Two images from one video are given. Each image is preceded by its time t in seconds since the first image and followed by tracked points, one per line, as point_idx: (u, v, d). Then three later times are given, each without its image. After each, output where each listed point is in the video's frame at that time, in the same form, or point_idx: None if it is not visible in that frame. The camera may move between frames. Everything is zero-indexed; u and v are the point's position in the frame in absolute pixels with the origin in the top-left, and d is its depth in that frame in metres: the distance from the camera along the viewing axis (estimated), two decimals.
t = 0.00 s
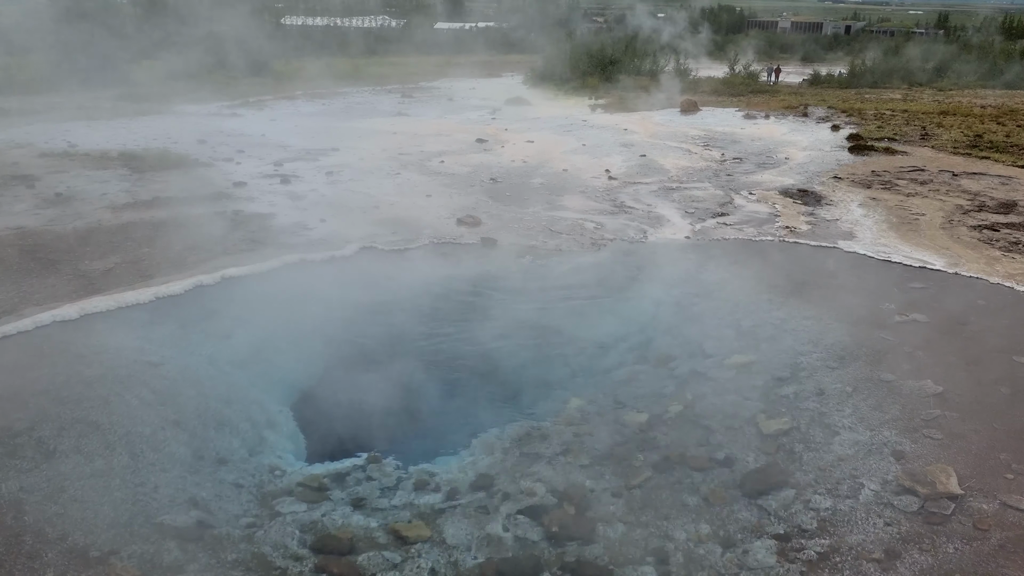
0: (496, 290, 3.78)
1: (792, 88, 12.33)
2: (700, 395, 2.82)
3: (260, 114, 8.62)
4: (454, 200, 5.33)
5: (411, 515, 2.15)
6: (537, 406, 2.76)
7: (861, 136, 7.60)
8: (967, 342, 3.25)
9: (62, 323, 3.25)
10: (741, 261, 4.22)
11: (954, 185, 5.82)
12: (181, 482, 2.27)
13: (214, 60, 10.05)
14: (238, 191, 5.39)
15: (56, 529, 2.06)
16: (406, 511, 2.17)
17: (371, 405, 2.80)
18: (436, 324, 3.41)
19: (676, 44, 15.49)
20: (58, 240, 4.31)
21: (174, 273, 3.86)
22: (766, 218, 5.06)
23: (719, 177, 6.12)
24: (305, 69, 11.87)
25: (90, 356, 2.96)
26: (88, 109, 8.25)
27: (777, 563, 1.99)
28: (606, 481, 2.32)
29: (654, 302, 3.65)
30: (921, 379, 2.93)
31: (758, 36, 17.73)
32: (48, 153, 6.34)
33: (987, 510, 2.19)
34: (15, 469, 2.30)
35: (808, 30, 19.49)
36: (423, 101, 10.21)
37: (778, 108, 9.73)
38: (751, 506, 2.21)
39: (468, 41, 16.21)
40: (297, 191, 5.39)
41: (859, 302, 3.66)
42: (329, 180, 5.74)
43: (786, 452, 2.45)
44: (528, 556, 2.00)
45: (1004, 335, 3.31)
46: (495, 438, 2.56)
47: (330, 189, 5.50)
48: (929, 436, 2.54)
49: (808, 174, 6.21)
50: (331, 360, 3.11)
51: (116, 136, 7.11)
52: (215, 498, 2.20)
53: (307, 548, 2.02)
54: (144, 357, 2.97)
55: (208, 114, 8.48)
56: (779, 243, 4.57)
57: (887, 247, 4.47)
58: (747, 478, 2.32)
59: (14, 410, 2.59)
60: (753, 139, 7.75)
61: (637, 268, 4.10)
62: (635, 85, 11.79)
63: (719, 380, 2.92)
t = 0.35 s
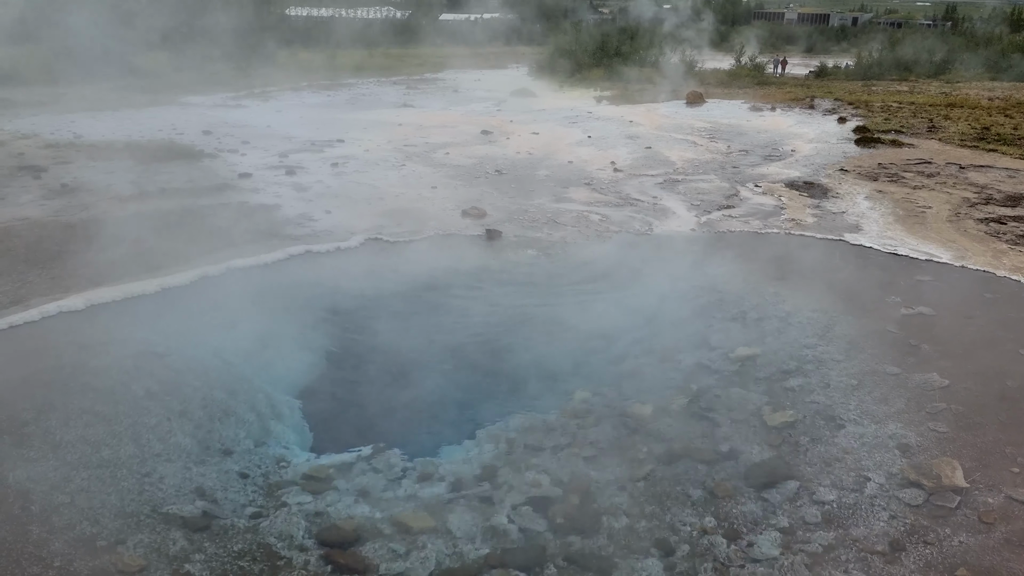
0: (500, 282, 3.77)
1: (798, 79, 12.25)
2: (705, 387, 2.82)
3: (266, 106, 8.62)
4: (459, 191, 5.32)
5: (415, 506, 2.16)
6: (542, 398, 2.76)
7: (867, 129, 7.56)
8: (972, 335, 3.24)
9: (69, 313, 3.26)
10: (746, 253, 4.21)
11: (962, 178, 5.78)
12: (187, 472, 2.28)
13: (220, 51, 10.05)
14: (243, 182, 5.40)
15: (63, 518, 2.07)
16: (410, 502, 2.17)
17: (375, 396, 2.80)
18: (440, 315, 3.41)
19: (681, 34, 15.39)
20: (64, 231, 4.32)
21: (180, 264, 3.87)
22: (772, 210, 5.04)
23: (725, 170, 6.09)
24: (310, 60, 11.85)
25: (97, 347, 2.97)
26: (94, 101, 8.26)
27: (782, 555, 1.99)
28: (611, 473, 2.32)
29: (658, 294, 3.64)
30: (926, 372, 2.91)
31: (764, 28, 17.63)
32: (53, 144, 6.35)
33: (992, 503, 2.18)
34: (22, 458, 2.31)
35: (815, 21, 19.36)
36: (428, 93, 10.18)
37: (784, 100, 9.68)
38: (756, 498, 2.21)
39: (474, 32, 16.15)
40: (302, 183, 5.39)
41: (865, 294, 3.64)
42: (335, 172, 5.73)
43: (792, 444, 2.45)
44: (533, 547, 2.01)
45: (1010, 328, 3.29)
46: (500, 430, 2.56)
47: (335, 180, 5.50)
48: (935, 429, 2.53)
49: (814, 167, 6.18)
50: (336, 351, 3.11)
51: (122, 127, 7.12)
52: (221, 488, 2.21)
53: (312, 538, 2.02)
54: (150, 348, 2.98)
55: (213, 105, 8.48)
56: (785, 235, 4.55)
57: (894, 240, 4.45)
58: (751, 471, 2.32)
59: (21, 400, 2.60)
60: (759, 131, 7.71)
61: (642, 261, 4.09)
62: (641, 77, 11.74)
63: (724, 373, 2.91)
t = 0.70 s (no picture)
0: (504, 269, 3.77)
1: (804, 68, 12.18)
2: (707, 375, 2.82)
3: (268, 91, 8.59)
4: (462, 178, 5.31)
5: (417, 491, 2.17)
6: (544, 386, 2.76)
7: (873, 117, 7.51)
8: (976, 325, 3.23)
9: (71, 298, 3.27)
10: (750, 242, 4.19)
11: (967, 167, 5.75)
12: (190, 456, 2.29)
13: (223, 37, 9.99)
14: (246, 168, 5.38)
15: (66, 502, 2.08)
16: (412, 487, 2.18)
17: (377, 382, 2.81)
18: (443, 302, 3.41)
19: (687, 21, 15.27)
20: (67, 216, 4.32)
21: (182, 249, 3.86)
22: (776, 198, 5.02)
23: (729, 158, 6.07)
24: (313, 46, 11.78)
25: (99, 331, 2.98)
26: (96, 85, 8.23)
27: (782, 543, 1.99)
28: (612, 460, 2.32)
29: (661, 282, 3.63)
30: (929, 362, 2.91)
31: (770, 15, 17.49)
32: (56, 129, 6.34)
33: (993, 493, 2.18)
34: (25, 442, 2.32)
35: (821, 9, 19.21)
36: (432, 79, 10.14)
37: (789, 89, 9.62)
38: (757, 486, 2.21)
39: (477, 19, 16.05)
40: (305, 169, 5.38)
41: (868, 284, 3.63)
42: (337, 158, 5.72)
43: (793, 433, 2.45)
44: (534, 534, 2.01)
45: (1014, 318, 3.28)
46: (501, 416, 2.56)
47: (338, 166, 5.49)
48: (937, 419, 2.53)
49: (819, 156, 6.14)
50: (338, 337, 3.11)
51: (125, 112, 7.10)
52: (223, 473, 2.22)
53: (314, 523, 2.03)
54: (153, 333, 2.98)
55: (216, 91, 8.45)
56: (789, 224, 4.53)
57: (898, 229, 4.43)
58: (753, 459, 2.32)
59: (24, 384, 2.61)
60: (764, 119, 7.67)
61: (645, 249, 4.08)
62: (645, 65, 11.67)
63: (726, 361, 2.91)
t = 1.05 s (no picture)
0: (504, 261, 3.77)
1: (806, 60, 12.14)
2: (707, 367, 2.82)
3: (269, 83, 8.56)
4: (462, 170, 5.29)
5: (416, 483, 2.17)
6: (544, 378, 2.76)
7: (874, 110, 7.49)
8: (975, 318, 3.22)
9: (72, 289, 3.26)
10: (750, 234, 4.19)
11: (968, 160, 5.73)
12: (190, 448, 2.29)
13: (223, 28, 9.94)
14: (247, 159, 5.37)
15: (66, 493, 2.08)
16: (412, 479, 2.19)
17: (377, 373, 2.81)
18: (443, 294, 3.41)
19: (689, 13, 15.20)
20: (67, 207, 4.31)
21: (182, 241, 3.86)
22: (776, 191, 5.01)
23: (729, 150, 6.05)
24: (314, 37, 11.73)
25: (99, 323, 2.98)
26: (96, 76, 8.20)
27: (780, 535, 2.00)
28: (612, 452, 2.32)
29: (661, 274, 3.63)
30: (928, 354, 2.91)
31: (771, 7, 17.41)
32: (56, 120, 6.32)
33: (991, 485, 2.19)
34: (26, 433, 2.32)
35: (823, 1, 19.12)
36: (432, 71, 10.10)
37: (791, 81, 9.59)
38: (756, 478, 2.21)
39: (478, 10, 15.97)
40: (305, 160, 5.37)
41: (868, 276, 3.62)
42: (338, 150, 5.70)
43: (792, 425, 2.46)
44: (533, 525, 2.02)
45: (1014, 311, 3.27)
46: (501, 408, 2.57)
47: (338, 158, 5.48)
48: (936, 411, 2.53)
49: (820, 148, 6.13)
50: (338, 329, 3.11)
51: (125, 104, 7.07)
52: (223, 464, 2.23)
53: (314, 514, 2.04)
54: (153, 324, 2.98)
55: (216, 82, 8.43)
56: (789, 216, 4.52)
57: (898, 222, 4.42)
58: (752, 451, 2.32)
59: (24, 376, 2.61)
60: (765, 112, 7.65)
61: (645, 241, 4.08)
62: (647, 57, 11.63)
63: (726, 353, 2.91)
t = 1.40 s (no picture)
0: (506, 209, 3.72)
1: (816, 7, 11.81)
2: (709, 316, 2.81)
3: (266, 27, 8.35)
4: (463, 118, 5.19)
5: (417, 428, 2.18)
6: (545, 325, 2.75)
7: (884, 58, 7.31)
8: (979, 268, 3.20)
9: (71, 234, 3.24)
10: (755, 183, 4.13)
11: (977, 110, 5.62)
12: (191, 392, 2.30)
13: None
14: (245, 105, 5.27)
15: (69, 436, 2.10)
16: (412, 425, 2.20)
17: (378, 320, 2.80)
18: (444, 241, 3.38)
19: None
20: (63, 153, 4.24)
21: (181, 187, 3.81)
22: (782, 140, 4.92)
23: (735, 98, 5.93)
24: None
25: (99, 268, 2.96)
26: (90, 20, 8.00)
27: (778, 481, 2.02)
28: (612, 399, 2.33)
29: (663, 223, 3.59)
30: (931, 305, 2.89)
31: None
32: (51, 64, 6.18)
33: (989, 434, 2.20)
34: (28, 377, 2.33)
35: None
36: (434, 17, 9.84)
37: (800, 28, 9.34)
38: (755, 426, 2.23)
39: None
40: (304, 107, 5.27)
41: (872, 226, 3.58)
42: (338, 96, 5.59)
43: (793, 373, 2.46)
44: (533, 471, 2.03)
45: (1018, 262, 3.24)
46: (502, 355, 2.57)
47: (338, 104, 5.37)
48: (936, 361, 2.53)
49: (827, 97, 6.00)
50: (338, 276, 3.09)
51: (120, 48, 6.91)
52: (225, 409, 2.24)
53: (315, 458, 2.06)
54: (153, 270, 2.96)
55: (213, 27, 8.22)
56: (794, 165, 4.46)
57: (904, 172, 4.35)
58: (752, 399, 2.33)
59: (24, 320, 2.61)
60: (772, 59, 7.47)
61: (648, 190, 4.02)
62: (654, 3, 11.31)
63: (727, 302, 2.90)
